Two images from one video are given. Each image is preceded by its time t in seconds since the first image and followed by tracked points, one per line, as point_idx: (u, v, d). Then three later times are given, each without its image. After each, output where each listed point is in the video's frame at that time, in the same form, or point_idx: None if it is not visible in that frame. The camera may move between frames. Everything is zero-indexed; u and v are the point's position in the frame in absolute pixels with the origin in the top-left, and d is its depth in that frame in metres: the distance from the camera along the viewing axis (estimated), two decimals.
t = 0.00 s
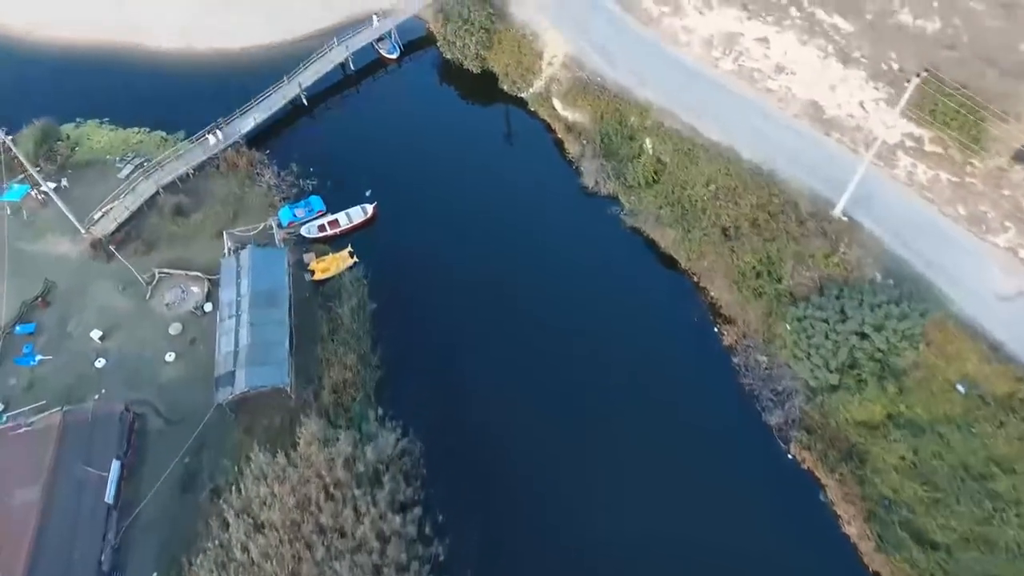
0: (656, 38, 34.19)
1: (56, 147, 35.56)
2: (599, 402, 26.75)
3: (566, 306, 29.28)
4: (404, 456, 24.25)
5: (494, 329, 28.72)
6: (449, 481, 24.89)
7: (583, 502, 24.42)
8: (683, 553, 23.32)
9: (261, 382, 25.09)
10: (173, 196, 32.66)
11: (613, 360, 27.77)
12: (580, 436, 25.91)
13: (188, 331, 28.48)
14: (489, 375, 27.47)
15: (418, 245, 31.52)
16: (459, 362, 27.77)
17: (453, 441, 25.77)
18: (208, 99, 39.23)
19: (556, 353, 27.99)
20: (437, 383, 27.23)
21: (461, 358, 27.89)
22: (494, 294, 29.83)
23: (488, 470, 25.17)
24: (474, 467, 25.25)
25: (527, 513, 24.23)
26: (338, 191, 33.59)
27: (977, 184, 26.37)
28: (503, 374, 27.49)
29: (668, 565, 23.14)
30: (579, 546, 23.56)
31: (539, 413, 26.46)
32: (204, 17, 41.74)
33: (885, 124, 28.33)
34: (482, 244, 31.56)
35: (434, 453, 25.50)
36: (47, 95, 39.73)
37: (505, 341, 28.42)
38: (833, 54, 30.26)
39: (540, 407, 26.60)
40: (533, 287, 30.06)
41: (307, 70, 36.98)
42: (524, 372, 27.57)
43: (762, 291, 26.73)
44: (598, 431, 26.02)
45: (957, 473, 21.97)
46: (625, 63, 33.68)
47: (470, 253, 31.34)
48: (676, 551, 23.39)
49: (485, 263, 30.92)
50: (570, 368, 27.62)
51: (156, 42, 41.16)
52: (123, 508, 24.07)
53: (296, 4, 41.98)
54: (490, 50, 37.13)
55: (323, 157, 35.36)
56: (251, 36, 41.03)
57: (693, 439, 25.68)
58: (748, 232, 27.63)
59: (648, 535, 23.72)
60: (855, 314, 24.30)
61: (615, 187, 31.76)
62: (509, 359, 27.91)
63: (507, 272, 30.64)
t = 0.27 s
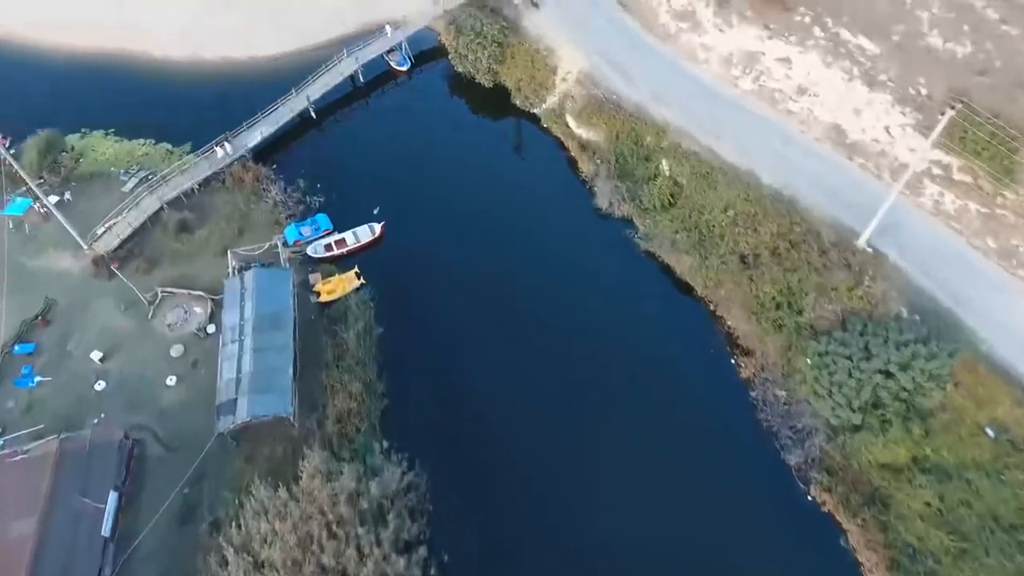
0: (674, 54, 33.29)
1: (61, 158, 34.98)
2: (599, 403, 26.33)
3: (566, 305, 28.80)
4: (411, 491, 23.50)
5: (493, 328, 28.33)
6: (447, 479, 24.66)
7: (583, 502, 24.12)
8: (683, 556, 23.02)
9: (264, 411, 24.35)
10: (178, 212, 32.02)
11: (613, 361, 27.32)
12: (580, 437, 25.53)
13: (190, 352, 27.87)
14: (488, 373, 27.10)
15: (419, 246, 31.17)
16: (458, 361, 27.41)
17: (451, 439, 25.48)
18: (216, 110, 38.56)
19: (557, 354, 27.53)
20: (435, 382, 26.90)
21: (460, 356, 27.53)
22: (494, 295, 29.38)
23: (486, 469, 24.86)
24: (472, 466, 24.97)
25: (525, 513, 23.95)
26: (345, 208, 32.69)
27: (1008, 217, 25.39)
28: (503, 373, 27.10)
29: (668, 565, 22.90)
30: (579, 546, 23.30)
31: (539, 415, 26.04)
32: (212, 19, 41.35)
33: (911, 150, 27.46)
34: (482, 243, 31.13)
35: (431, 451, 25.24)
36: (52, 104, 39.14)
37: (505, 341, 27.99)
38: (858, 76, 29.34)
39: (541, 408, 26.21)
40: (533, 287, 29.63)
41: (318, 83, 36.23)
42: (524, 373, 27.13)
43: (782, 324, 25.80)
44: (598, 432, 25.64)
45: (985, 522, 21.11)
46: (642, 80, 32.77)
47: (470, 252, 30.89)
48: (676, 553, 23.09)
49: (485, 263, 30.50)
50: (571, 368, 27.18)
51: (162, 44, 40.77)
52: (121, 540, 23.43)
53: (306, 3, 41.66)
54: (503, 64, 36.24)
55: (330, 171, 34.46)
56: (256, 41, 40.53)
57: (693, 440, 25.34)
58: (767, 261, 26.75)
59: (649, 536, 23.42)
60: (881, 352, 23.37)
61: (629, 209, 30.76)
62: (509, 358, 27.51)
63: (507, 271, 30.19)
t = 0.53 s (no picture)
0: (693, 74, 32.53)
1: (65, 170, 34.28)
2: (604, 413, 26.06)
3: (574, 314, 28.51)
4: (416, 530, 22.65)
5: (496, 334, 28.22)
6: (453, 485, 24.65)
7: (587, 508, 24.09)
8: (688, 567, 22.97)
9: (267, 442, 23.64)
10: (182, 228, 31.27)
11: (620, 374, 26.98)
12: (588, 447, 25.30)
13: (192, 377, 27.22)
14: (490, 380, 26.94)
15: (427, 252, 31.00)
16: (461, 371, 27.19)
17: (456, 447, 25.41)
18: (222, 120, 37.83)
19: (563, 365, 27.23)
20: (440, 391, 26.75)
21: (464, 365, 27.35)
22: (499, 304, 29.12)
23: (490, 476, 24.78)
24: (477, 473, 24.90)
25: (531, 519, 23.91)
26: (353, 227, 31.99)
27: None
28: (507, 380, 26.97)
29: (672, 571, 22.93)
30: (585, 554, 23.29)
31: (543, 422, 25.85)
32: (217, 22, 41.06)
33: (940, 179, 26.80)
34: (489, 251, 30.95)
35: (437, 458, 25.24)
36: (58, 114, 38.51)
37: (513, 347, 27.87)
38: (884, 100, 28.92)
39: (547, 417, 25.98)
40: (538, 296, 29.34)
41: (328, 95, 35.45)
42: (528, 382, 26.88)
43: (803, 359, 24.90)
44: (606, 444, 25.37)
45: None
46: (660, 99, 31.96)
47: (476, 260, 30.65)
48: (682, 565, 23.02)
49: (490, 274, 30.12)
50: (578, 378, 26.94)
51: (165, 47, 40.41)
52: None
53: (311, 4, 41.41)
54: (516, 79, 35.45)
55: (339, 188, 33.80)
56: (260, 44, 40.14)
57: (702, 453, 25.05)
58: (788, 291, 25.79)
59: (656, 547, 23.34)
60: (907, 394, 22.45)
61: (644, 232, 29.89)
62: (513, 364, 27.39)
63: (513, 279, 29.89)
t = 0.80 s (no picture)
0: (711, 90, 31.58)
1: (70, 182, 33.76)
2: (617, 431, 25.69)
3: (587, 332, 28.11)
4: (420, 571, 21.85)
5: (508, 350, 27.85)
6: (464, 498, 24.43)
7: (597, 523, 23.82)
8: None
9: (269, 475, 23.00)
10: (186, 245, 30.63)
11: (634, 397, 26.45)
12: (600, 467, 24.95)
13: (194, 402, 26.53)
14: (502, 396, 26.63)
15: (439, 265, 30.61)
16: (473, 387, 26.86)
17: (468, 460, 25.19)
18: (229, 133, 37.16)
19: (575, 386, 26.75)
20: (451, 405, 26.43)
21: (475, 381, 27.02)
22: (511, 319, 28.69)
23: (502, 490, 24.52)
24: (488, 486, 24.64)
25: (541, 533, 23.70)
26: (362, 247, 31.25)
27: None
28: (520, 394, 26.69)
29: None
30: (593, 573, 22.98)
31: (556, 439, 25.59)
32: (217, 22, 40.55)
33: (970, 211, 25.98)
34: (501, 266, 30.50)
35: (448, 471, 25.00)
36: (62, 125, 37.91)
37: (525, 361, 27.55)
38: (913, 126, 28.14)
39: (559, 434, 25.68)
40: (549, 314, 28.81)
41: (337, 109, 34.74)
42: (540, 399, 26.53)
43: (824, 397, 23.96)
44: (618, 464, 24.99)
45: None
46: (678, 119, 31.04)
47: (488, 276, 30.17)
48: None
49: (502, 293, 29.54)
50: (590, 395, 26.55)
51: (166, 47, 39.94)
52: None
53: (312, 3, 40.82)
54: (529, 95, 34.57)
55: (347, 204, 33.01)
56: (262, 45, 39.66)
57: (716, 473, 24.57)
58: (810, 324, 24.85)
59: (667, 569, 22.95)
60: (935, 438, 21.52)
61: (658, 256, 28.98)
62: (526, 380, 27.05)
63: (525, 296, 29.39)
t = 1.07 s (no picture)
0: (731, 110, 30.77)
1: (74, 195, 33.15)
2: (631, 453, 24.93)
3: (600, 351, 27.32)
4: None
5: (521, 366, 27.10)
6: (475, 514, 23.84)
7: (609, 544, 23.14)
8: None
9: (270, 511, 22.32)
10: (190, 264, 29.94)
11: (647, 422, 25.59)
12: (613, 488, 24.22)
13: (195, 428, 25.83)
14: (514, 413, 25.92)
15: (451, 277, 29.82)
16: (484, 403, 26.15)
17: (479, 474, 24.60)
18: (236, 146, 36.44)
19: (588, 406, 25.96)
20: (462, 420, 25.79)
21: (487, 398, 26.31)
22: (523, 337, 27.85)
23: (514, 506, 23.92)
24: (500, 501, 24.05)
25: (554, 550, 23.11)
26: (369, 266, 30.39)
27: None
28: (533, 409, 25.99)
29: None
30: None
31: (569, 456, 24.92)
32: (217, 21, 40.24)
33: (1002, 244, 25.03)
34: (513, 280, 29.68)
35: (459, 487, 24.38)
36: (66, 136, 37.25)
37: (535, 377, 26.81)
38: (942, 154, 27.21)
39: (572, 452, 24.97)
40: (562, 332, 27.96)
41: (346, 124, 34.02)
42: (553, 417, 25.78)
43: (847, 438, 23.04)
44: (631, 487, 24.22)
45: None
46: (698, 140, 30.16)
47: (500, 291, 29.32)
48: None
49: (514, 314, 28.54)
50: (602, 415, 25.78)
51: (165, 46, 39.58)
52: None
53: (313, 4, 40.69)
54: (543, 111, 33.75)
55: (354, 221, 32.19)
56: (262, 44, 39.38)
57: (732, 500, 23.79)
58: (833, 360, 23.92)
59: None
60: (965, 488, 20.44)
61: (674, 282, 28.01)
62: (540, 396, 26.33)
63: (537, 313, 28.49)
